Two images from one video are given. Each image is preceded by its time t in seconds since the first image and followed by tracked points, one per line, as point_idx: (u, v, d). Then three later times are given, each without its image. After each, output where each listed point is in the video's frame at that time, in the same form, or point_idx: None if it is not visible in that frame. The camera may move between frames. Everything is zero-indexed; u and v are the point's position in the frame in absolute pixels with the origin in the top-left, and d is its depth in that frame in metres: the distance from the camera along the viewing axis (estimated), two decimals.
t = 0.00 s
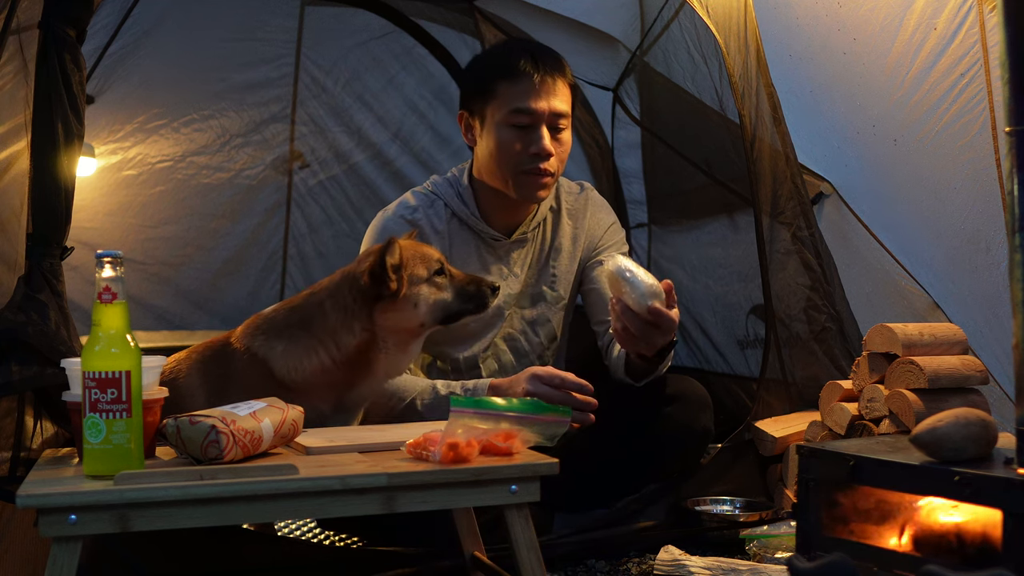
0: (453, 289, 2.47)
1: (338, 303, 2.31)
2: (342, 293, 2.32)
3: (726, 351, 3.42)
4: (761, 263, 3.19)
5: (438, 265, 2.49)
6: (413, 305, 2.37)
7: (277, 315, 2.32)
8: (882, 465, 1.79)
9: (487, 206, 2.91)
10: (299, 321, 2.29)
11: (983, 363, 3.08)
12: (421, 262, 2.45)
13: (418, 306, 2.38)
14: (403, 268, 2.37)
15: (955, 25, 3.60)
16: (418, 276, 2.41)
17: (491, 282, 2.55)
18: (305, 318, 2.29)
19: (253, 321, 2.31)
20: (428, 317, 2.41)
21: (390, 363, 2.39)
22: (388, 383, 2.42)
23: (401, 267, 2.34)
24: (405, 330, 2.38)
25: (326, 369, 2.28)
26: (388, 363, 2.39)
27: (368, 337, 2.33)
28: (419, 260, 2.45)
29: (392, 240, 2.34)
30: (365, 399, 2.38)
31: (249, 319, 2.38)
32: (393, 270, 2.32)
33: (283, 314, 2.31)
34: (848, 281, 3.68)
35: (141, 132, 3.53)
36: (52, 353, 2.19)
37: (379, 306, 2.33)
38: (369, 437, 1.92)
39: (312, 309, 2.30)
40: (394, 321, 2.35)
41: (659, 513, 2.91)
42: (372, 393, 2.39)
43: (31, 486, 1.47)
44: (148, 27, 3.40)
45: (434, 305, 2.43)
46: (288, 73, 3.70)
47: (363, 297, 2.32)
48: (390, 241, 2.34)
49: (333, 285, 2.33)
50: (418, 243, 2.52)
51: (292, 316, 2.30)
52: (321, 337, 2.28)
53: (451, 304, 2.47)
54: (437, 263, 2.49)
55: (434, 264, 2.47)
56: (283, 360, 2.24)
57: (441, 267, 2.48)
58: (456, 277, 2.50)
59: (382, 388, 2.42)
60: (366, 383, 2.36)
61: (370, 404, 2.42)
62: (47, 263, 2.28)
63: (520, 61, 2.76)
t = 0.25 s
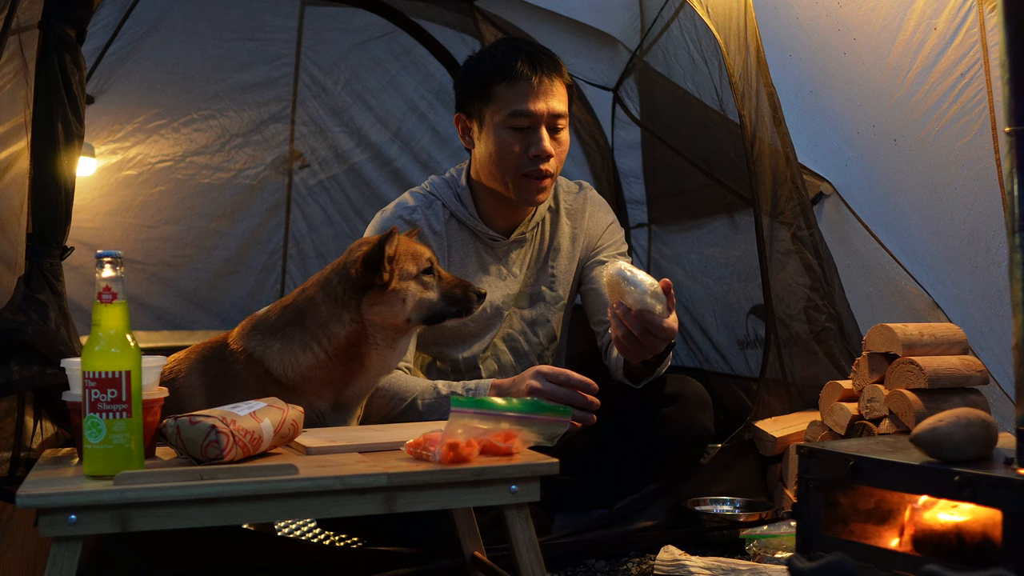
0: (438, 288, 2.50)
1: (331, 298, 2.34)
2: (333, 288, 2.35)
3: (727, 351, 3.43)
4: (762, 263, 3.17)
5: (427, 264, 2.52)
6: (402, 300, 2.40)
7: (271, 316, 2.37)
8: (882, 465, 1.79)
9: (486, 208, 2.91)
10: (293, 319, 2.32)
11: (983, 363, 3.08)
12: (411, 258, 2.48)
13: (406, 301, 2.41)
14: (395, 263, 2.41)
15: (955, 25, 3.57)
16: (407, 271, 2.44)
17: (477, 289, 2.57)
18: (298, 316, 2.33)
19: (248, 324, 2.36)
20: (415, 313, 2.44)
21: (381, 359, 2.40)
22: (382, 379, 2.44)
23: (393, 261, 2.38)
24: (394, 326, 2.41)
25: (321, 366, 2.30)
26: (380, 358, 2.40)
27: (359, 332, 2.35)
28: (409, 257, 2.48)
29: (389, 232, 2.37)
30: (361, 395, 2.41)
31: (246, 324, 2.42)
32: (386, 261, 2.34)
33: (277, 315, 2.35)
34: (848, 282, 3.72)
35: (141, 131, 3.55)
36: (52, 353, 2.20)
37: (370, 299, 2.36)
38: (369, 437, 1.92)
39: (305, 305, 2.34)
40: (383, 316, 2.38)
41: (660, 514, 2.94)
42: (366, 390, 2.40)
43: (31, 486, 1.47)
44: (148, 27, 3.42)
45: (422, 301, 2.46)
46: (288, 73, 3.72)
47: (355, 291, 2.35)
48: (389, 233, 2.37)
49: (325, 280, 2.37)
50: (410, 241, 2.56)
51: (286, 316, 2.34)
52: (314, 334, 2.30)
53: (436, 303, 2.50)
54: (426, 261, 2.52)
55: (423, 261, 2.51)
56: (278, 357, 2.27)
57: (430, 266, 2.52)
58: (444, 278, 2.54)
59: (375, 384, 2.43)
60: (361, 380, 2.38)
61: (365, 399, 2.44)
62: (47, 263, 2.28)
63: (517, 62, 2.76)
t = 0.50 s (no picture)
0: (421, 289, 2.51)
1: (320, 294, 2.34)
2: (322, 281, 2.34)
3: (727, 351, 3.43)
4: (762, 263, 3.18)
5: (414, 262, 2.53)
6: (389, 295, 2.40)
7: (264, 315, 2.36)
8: (882, 465, 1.79)
9: (487, 208, 2.91)
10: (285, 317, 2.32)
11: (983, 363, 3.08)
12: (400, 255, 2.48)
13: (393, 297, 2.42)
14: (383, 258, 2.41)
15: (955, 26, 3.57)
16: (396, 268, 2.44)
17: (459, 294, 2.58)
18: (291, 313, 2.32)
19: (242, 324, 2.35)
20: (400, 309, 2.45)
21: (372, 353, 2.43)
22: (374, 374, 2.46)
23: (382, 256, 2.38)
24: (381, 321, 2.42)
25: (315, 363, 2.31)
26: (370, 353, 2.43)
27: (349, 327, 2.36)
28: (397, 253, 2.48)
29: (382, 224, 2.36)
30: (356, 390, 2.43)
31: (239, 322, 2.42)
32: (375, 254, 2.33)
33: (270, 313, 2.34)
34: (848, 282, 3.71)
35: (141, 131, 3.55)
36: (52, 353, 2.20)
37: (359, 293, 2.36)
38: (370, 437, 1.93)
39: (297, 302, 2.33)
40: (371, 310, 2.39)
41: (659, 514, 2.95)
42: (359, 385, 2.42)
43: (31, 486, 1.47)
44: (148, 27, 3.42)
45: (406, 298, 2.47)
46: (288, 73, 3.71)
47: (344, 284, 2.35)
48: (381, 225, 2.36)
49: (313, 273, 2.36)
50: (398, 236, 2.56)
51: (278, 313, 2.33)
52: (306, 330, 2.31)
53: (418, 303, 2.50)
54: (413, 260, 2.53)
55: (410, 259, 2.51)
56: (272, 356, 2.27)
57: (416, 265, 2.52)
58: (428, 279, 2.54)
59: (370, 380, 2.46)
60: (355, 375, 2.40)
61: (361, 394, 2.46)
62: (47, 263, 2.28)
63: (519, 61, 2.77)
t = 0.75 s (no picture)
0: (410, 287, 2.50)
1: (311, 293, 2.40)
2: (312, 277, 2.39)
3: (727, 351, 3.41)
4: (762, 263, 3.18)
5: (403, 260, 2.50)
6: (377, 294, 2.43)
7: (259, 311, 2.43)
8: (882, 465, 1.79)
9: (490, 209, 2.91)
10: (278, 315, 2.40)
11: (982, 363, 3.08)
12: (391, 252, 2.46)
13: (381, 295, 2.44)
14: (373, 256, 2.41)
15: (955, 26, 3.58)
16: (385, 266, 2.44)
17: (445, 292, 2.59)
18: (283, 311, 2.40)
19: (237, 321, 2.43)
20: (389, 306, 2.47)
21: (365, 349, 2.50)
22: (370, 370, 2.51)
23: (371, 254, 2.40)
24: (371, 318, 2.46)
25: (308, 359, 2.42)
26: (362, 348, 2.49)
27: (340, 324, 2.43)
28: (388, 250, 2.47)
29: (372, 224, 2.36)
30: (351, 385, 2.52)
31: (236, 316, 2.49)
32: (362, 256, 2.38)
33: (264, 310, 2.41)
34: (848, 282, 3.68)
35: (141, 131, 3.54)
36: (52, 353, 2.20)
37: (348, 292, 2.41)
38: (370, 437, 1.93)
39: (289, 301, 2.40)
40: (360, 308, 2.44)
41: (659, 514, 2.95)
42: (354, 379, 2.52)
43: (31, 486, 1.47)
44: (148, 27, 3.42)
45: (395, 296, 2.48)
46: (288, 73, 3.71)
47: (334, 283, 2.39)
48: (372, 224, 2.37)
49: (303, 268, 2.41)
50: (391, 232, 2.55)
51: (272, 311, 2.41)
52: (298, 326, 2.40)
53: (407, 300, 2.50)
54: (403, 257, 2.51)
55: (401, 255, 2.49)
56: (267, 355, 2.38)
57: (406, 262, 2.50)
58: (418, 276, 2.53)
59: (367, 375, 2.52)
60: (347, 369, 2.49)
61: (358, 387, 2.53)
62: (47, 263, 2.28)
63: (515, 59, 2.77)
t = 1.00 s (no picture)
0: (404, 283, 2.55)
1: (307, 290, 2.43)
2: (309, 275, 2.43)
3: (728, 351, 3.42)
4: (761, 263, 3.18)
5: (398, 257, 2.55)
6: (372, 289, 2.48)
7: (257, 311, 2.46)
8: (882, 465, 1.79)
9: (489, 208, 2.89)
10: (276, 313, 2.43)
11: (982, 363, 3.08)
12: (384, 248, 2.52)
13: (376, 290, 2.49)
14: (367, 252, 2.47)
15: (955, 26, 3.57)
16: (379, 262, 2.49)
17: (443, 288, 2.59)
18: (281, 309, 2.43)
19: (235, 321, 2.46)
20: (383, 303, 2.52)
21: (361, 347, 2.53)
22: (367, 367, 2.55)
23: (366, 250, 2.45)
24: (365, 314, 2.50)
25: (307, 356, 2.44)
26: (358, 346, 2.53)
27: (336, 320, 2.47)
28: (382, 246, 2.52)
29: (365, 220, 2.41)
30: (349, 383, 2.56)
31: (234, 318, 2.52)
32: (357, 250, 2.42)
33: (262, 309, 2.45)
34: (848, 281, 3.70)
35: (141, 131, 3.55)
36: (52, 353, 2.20)
37: (342, 288, 2.45)
38: (370, 437, 1.93)
39: (285, 299, 2.43)
40: (355, 304, 2.48)
41: (659, 514, 2.95)
42: (353, 377, 2.55)
43: (31, 486, 1.47)
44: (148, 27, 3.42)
45: (389, 292, 2.53)
46: (288, 73, 3.72)
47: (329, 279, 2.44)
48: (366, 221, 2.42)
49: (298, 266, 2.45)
50: (386, 230, 2.60)
51: (270, 309, 2.44)
52: (296, 324, 2.43)
53: (401, 297, 2.55)
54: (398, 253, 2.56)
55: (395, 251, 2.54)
56: (265, 353, 2.39)
57: (400, 258, 2.55)
58: (413, 272, 2.57)
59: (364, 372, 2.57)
60: (346, 366, 2.52)
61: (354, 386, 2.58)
62: (47, 263, 2.28)
63: (506, 57, 2.78)
